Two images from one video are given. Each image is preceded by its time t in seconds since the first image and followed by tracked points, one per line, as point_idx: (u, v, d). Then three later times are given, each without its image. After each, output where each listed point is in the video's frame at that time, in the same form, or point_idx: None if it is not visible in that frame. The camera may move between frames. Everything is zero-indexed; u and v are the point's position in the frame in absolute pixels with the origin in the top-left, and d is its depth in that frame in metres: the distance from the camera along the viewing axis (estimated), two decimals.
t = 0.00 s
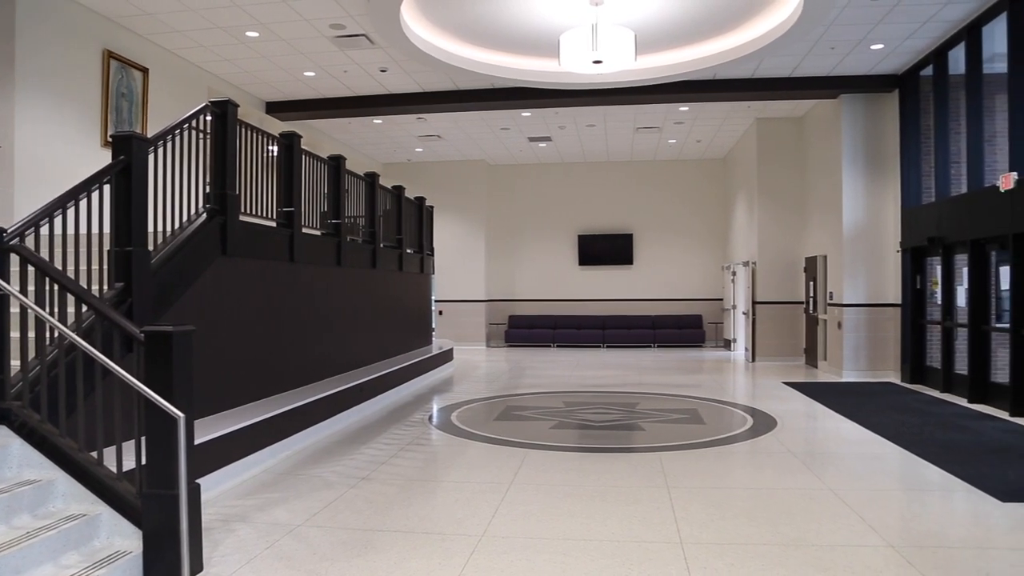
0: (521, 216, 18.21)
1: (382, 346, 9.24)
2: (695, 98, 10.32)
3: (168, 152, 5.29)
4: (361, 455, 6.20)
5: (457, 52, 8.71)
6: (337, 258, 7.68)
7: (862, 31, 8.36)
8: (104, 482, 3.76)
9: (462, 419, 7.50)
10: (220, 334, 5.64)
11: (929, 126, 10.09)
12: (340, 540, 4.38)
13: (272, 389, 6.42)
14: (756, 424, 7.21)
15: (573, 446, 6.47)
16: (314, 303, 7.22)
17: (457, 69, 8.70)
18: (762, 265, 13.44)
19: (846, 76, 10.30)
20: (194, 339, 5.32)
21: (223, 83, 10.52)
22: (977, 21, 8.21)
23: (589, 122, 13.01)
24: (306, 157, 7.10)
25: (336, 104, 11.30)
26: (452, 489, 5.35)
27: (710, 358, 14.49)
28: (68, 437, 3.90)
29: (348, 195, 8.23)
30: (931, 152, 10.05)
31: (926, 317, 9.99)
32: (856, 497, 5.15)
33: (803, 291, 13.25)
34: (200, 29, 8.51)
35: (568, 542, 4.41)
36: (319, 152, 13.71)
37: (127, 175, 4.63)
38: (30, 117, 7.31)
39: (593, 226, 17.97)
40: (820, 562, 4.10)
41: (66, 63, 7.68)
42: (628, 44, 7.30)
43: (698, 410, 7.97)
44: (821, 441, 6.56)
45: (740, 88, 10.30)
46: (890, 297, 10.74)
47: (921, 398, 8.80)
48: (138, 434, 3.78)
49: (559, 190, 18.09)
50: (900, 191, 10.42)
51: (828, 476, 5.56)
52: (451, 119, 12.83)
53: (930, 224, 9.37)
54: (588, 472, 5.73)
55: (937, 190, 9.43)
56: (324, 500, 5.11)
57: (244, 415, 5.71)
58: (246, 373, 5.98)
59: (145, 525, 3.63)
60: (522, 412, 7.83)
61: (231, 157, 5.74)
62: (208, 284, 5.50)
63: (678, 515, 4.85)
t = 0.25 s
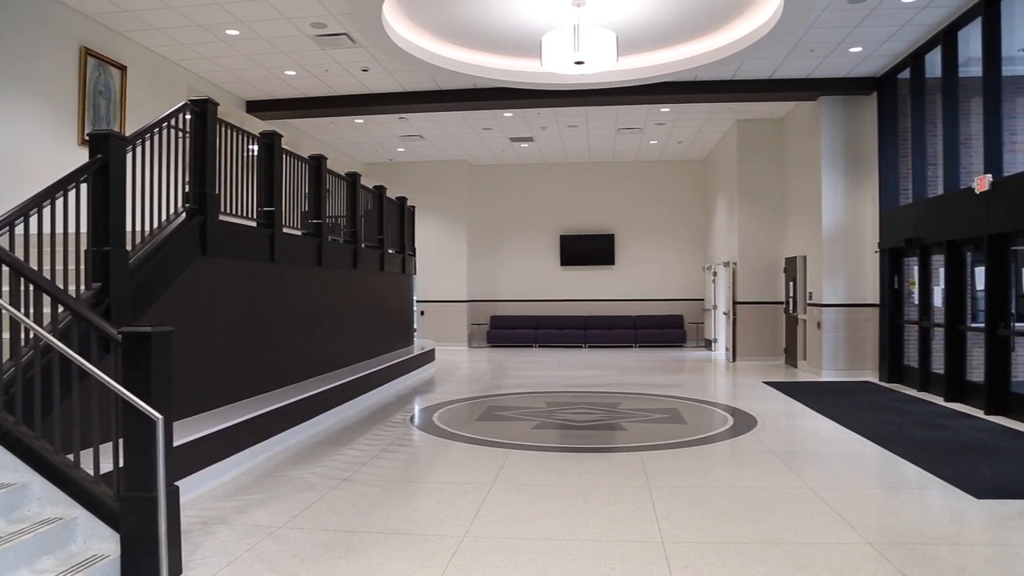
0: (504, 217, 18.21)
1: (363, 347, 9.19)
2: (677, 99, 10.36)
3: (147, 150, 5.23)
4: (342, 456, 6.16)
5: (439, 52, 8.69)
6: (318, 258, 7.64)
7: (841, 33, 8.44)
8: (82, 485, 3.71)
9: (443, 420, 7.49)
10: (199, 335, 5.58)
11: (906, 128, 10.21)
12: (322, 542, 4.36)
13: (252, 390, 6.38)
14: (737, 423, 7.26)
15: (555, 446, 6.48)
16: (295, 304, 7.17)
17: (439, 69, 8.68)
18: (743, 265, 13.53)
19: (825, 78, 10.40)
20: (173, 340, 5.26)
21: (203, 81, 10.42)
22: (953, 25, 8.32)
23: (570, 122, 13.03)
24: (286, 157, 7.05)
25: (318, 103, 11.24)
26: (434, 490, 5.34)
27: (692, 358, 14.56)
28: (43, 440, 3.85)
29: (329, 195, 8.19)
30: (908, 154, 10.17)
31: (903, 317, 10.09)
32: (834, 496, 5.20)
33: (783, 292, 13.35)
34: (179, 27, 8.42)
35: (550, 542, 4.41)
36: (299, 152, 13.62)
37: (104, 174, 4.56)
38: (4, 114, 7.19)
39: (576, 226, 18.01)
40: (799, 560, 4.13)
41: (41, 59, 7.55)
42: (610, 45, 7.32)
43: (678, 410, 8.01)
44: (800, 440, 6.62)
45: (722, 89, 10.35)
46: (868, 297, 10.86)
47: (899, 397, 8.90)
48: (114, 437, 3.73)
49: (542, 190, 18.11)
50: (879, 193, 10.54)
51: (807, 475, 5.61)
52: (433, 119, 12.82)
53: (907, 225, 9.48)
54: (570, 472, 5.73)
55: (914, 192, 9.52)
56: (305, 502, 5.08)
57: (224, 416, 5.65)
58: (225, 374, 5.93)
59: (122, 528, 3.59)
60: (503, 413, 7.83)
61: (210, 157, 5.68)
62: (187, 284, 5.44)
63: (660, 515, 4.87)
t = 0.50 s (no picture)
0: (487, 217, 18.20)
1: (344, 347, 9.15)
2: (659, 100, 10.41)
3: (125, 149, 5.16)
4: (323, 457, 6.13)
5: (421, 52, 8.67)
6: (299, 259, 7.59)
7: (820, 36, 8.52)
8: (58, 488, 3.65)
9: (425, 420, 7.47)
10: (178, 336, 5.52)
11: (884, 130, 10.33)
12: (302, 544, 4.33)
13: (233, 392, 6.33)
14: (718, 423, 7.30)
15: (537, 446, 6.48)
16: (275, 304, 7.12)
17: (421, 69, 8.67)
18: (723, 265, 13.61)
19: (804, 81, 10.50)
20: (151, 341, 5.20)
21: (182, 79, 10.34)
22: (929, 29, 8.43)
23: (552, 123, 13.05)
24: (267, 156, 7.00)
25: (300, 102, 11.18)
26: (416, 491, 5.33)
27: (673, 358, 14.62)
28: (18, 443, 3.79)
29: (310, 195, 8.15)
30: (887, 155, 10.29)
31: (881, 317, 10.21)
32: (814, 494, 5.23)
33: (763, 292, 13.45)
34: (158, 24, 8.34)
35: (532, 542, 4.41)
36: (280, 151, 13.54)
37: (81, 173, 4.50)
38: None
39: (559, 226, 18.03)
40: (780, 559, 4.16)
41: (17, 56, 7.45)
42: (592, 45, 7.33)
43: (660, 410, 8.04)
44: (779, 439, 6.67)
45: (704, 91, 10.41)
46: (847, 297, 10.97)
47: (877, 396, 8.99)
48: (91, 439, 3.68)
49: (525, 190, 18.12)
50: (857, 193, 10.65)
51: (788, 474, 5.65)
52: (415, 119, 12.80)
53: (886, 226, 9.59)
54: (552, 472, 5.74)
55: (892, 193, 9.63)
56: (286, 503, 5.05)
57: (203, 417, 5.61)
58: (205, 375, 5.87)
59: (99, 532, 3.55)
60: (485, 413, 7.82)
61: (190, 156, 5.63)
62: (166, 285, 5.38)
63: (641, 514, 4.88)
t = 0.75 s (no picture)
0: (468, 217, 18.17)
1: (322, 348, 9.10)
2: (637, 101, 10.45)
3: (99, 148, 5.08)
4: (300, 458, 6.09)
5: (400, 52, 8.64)
6: (276, 259, 7.53)
7: (796, 39, 8.60)
8: (30, 492, 3.58)
9: (403, 421, 7.44)
10: (153, 337, 5.45)
11: (859, 132, 10.46)
12: (279, 546, 4.29)
13: (208, 393, 6.26)
14: (696, 422, 7.35)
15: (515, 446, 6.47)
16: (252, 305, 7.06)
17: (400, 69, 8.64)
18: (700, 266, 13.70)
19: (780, 83, 10.60)
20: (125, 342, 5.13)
21: (156, 77, 10.23)
22: (903, 33, 8.55)
23: (531, 123, 13.07)
24: (243, 155, 6.94)
25: (278, 101, 11.09)
26: (394, 492, 5.31)
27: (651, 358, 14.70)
28: None
29: (287, 194, 8.09)
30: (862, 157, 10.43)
31: (856, 317, 10.33)
32: (789, 493, 5.28)
33: (740, 292, 13.56)
34: (133, 21, 8.23)
35: (510, 543, 4.41)
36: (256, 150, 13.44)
37: (53, 171, 4.43)
38: None
39: (539, 227, 18.06)
40: (756, 557, 4.19)
41: None
42: (570, 46, 7.35)
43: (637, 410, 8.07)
44: (755, 438, 6.72)
45: (682, 92, 10.47)
46: (822, 297, 11.08)
47: (852, 395, 9.10)
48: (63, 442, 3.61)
49: (504, 191, 18.12)
50: (832, 195, 10.77)
51: (765, 473, 5.69)
52: (393, 119, 12.77)
53: (860, 227, 9.70)
54: (530, 472, 5.75)
55: (867, 194, 9.76)
56: (262, 505, 5.01)
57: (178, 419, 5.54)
58: (180, 376, 5.81)
59: (71, 537, 3.49)
60: (464, 414, 7.81)
61: (165, 155, 5.56)
62: (140, 285, 5.31)
63: (619, 514, 4.90)
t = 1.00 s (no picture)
0: (451, 217, 18.15)
1: (302, 349, 9.04)
2: (619, 101, 10.48)
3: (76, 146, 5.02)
4: (280, 460, 6.05)
5: (381, 51, 8.61)
6: (256, 259, 7.47)
7: (776, 41, 8.66)
8: (4, 497, 3.53)
9: (384, 422, 7.41)
10: (131, 338, 5.40)
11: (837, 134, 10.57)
12: (260, 548, 4.26)
13: (186, 394, 6.20)
14: (677, 422, 7.39)
15: (497, 447, 6.47)
16: (231, 306, 7.00)
17: (382, 69, 8.62)
18: (681, 266, 13.77)
19: (761, 85, 10.67)
20: (102, 343, 5.06)
21: (134, 75, 10.12)
22: (880, 37, 8.64)
23: (512, 124, 13.08)
24: (224, 155, 6.89)
25: (260, 100, 11.02)
26: (375, 493, 5.29)
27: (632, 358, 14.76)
28: None
29: (267, 194, 8.04)
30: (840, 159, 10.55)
31: (834, 317, 10.43)
32: (770, 491, 5.32)
33: (720, 292, 13.65)
34: (110, 18, 8.13)
35: (492, 543, 4.41)
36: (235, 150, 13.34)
37: (28, 170, 4.36)
38: None
39: (521, 227, 18.07)
40: (737, 556, 4.21)
41: None
42: (551, 46, 7.35)
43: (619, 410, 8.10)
44: (736, 438, 6.76)
45: (664, 93, 10.51)
46: (801, 297, 11.18)
47: (830, 394, 9.18)
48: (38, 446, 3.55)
49: (486, 191, 18.12)
50: (811, 196, 10.87)
51: (745, 472, 5.72)
52: (374, 119, 12.73)
53: (838, 227, 9.81)
54: (512, 472, 5.75)
55: (845, 195, 9.87)
56: (242, 507, 4.97)
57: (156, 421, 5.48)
58: (158, 377, 5.76)
59: (46, 542, 3.44)
60: (445, 414, 7.79)
61: (143, 154, 5.50)
62: (117, 285, 5.25)
63: (600, 513, 4.91)
